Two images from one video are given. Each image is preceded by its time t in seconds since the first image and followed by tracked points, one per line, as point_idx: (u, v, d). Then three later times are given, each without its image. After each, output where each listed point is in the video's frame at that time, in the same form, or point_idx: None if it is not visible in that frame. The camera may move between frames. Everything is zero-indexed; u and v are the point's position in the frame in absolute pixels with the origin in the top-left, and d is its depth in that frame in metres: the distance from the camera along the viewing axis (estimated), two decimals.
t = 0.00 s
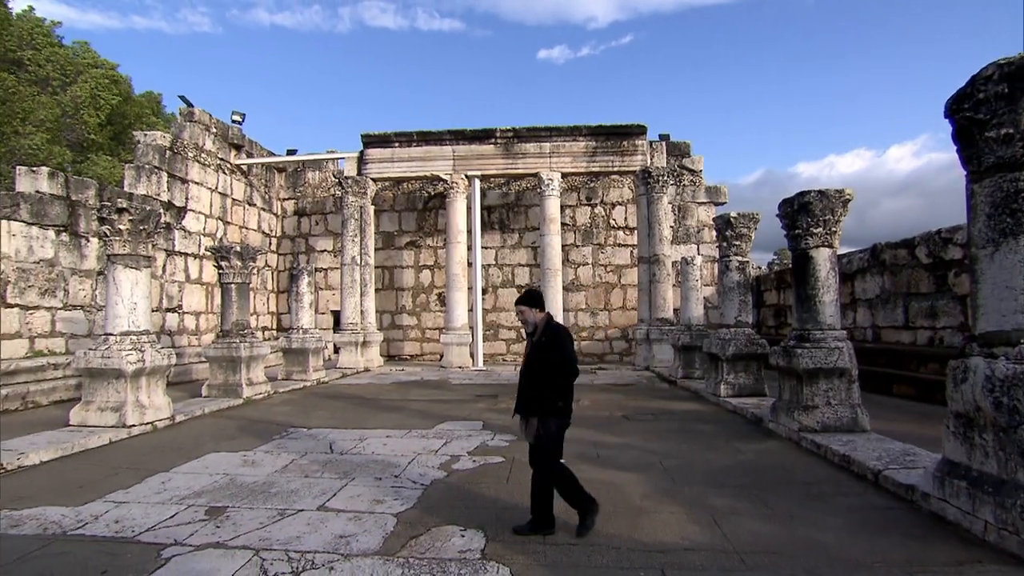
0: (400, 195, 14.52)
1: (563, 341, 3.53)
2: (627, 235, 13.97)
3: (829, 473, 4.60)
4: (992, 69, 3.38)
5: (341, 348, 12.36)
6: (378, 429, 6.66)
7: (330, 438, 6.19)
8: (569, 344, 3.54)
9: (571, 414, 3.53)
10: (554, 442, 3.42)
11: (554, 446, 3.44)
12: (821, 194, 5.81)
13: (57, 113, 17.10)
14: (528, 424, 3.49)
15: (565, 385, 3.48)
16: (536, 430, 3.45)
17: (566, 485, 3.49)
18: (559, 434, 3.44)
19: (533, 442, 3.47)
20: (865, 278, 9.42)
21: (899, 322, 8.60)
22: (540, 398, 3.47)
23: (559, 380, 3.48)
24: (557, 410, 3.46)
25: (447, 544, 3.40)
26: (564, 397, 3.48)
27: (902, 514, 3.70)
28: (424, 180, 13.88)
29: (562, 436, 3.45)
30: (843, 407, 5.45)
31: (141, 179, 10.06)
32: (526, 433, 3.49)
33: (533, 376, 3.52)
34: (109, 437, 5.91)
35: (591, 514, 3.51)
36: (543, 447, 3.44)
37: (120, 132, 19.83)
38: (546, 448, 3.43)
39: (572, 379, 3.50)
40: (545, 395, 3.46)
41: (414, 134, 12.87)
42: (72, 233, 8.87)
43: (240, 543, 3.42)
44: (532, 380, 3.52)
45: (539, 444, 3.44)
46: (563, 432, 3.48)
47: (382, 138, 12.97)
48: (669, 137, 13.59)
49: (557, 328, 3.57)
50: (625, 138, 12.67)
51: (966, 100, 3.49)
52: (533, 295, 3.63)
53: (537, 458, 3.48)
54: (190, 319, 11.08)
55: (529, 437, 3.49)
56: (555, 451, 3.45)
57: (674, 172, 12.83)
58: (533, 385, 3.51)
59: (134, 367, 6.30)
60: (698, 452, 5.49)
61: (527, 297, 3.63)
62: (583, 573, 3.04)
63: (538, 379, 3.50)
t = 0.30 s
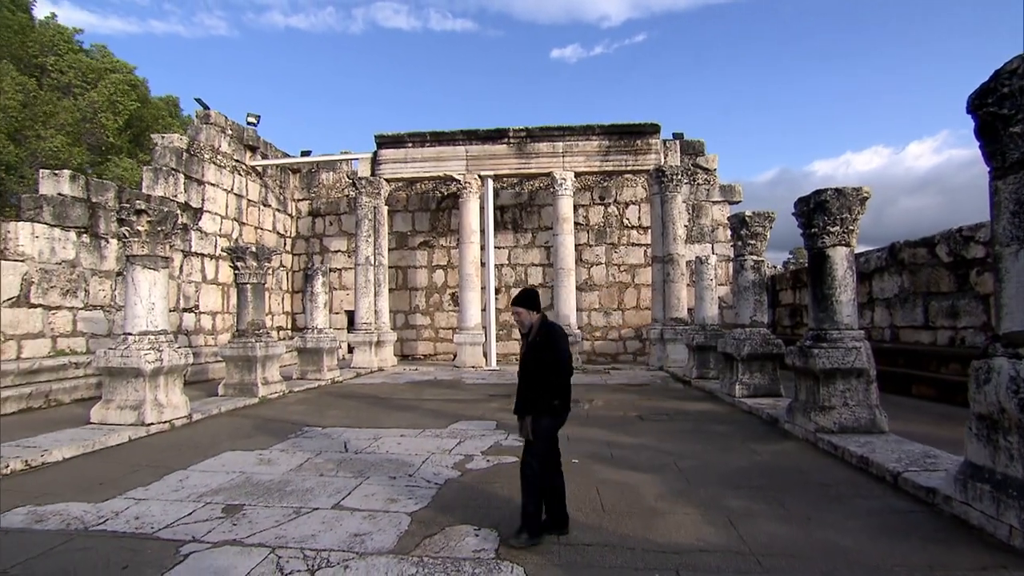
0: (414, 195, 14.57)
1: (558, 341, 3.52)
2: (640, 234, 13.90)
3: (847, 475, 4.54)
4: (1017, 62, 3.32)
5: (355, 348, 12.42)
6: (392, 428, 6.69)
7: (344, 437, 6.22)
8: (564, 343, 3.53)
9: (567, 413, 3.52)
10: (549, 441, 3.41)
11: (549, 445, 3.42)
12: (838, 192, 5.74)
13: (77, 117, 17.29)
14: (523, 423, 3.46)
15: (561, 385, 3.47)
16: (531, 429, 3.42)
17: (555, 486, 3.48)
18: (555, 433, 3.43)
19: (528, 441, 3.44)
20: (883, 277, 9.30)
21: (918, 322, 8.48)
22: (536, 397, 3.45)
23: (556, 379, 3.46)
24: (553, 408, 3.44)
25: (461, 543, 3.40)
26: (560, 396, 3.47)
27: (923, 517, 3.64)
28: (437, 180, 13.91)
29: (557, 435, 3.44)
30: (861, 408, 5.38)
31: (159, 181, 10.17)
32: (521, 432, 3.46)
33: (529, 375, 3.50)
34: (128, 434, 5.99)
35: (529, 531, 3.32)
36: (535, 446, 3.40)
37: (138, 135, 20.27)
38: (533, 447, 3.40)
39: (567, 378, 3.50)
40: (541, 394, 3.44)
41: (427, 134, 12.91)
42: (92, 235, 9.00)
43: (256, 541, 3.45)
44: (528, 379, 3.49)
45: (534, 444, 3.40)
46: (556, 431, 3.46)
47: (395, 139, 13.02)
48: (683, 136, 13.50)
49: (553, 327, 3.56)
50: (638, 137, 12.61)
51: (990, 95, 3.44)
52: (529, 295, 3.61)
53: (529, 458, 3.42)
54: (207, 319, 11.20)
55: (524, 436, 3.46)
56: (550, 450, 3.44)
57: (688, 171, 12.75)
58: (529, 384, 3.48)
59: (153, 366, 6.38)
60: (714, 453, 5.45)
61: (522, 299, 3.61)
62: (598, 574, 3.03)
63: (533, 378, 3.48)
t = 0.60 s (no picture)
0: (426, 196, 14.61)
1: (552, 346, 3.50)
2: (653, 234, 13.83)
3: (864, 477, 4.49)
4: None
5: (368, 348, 12.48)
6: (405, 428, 6.71)
7: (357, 436, 6.24)
8: (558, 349, 3.53)
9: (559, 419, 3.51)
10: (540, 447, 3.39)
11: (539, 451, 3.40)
12: (855, 190, 5.65)
13: (95, 120, 17.47)
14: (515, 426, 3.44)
15: (554, 391, 3.46)
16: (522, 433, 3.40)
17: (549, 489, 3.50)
18: (546, 439, 3.42)
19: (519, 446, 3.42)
20: (901, 276, 9.18)
21: (937, 322, 8.36)
22: (529, 402, 3.42)
23: (548, 385, 3.44)
24: (545, 415, 3.43)
25: (475, 543, 3.40)
26: (552, 401, 3.46)
27: (944, 520, 3.59)
28: (450, 180, 13.93)
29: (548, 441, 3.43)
30: (878, 409, 5.31)
31: (174, 183, 10.27)
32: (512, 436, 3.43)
33: (522, 379, 3.47)
34: (146, 433, 6.06)
35: (502, 534, 3.33)
36: (524, 451, 3.37)
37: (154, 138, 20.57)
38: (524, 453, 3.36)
39: (559, 384, 3.49)
40: (533, 399, 3.42)
41: (440, 134, 12.95)
42: (110, 236, 9.11)
43: (271, 539, 3.47)
44: (520, 383, 3.46)
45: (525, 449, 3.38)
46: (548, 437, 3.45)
47: (407, 139, 13.07)
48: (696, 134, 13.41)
49: (548, 331, 3.54)
50: (651, 136, 12.55)
51: (1013, 90, 3.39)
52: (525, 297, 3.56)
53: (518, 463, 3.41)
54: (221, 319, 11.30)
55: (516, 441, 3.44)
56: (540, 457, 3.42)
57: (701, 169, 12.66)
58: (522, 389, 3.45)
59: (169, 365, 6.44)
60: (728, 453, 5.40)
61: (516, 299, 3.55)
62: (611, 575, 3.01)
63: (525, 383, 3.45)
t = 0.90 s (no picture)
0: (439, 196, 14.64)
1: (535, 346, 3.45)
2: (667, 233, 13.75)
3: (884, 479, 4.43)
4: None
5: (382, 348, 12.54)
6: (419, 427, 6.73)
7: (372, 436, 6.27)
8: (544, 349, 3.46)
9: (546, 421, 3.44)
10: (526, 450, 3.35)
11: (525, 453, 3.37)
12: (872, 188, 5.58)
13: (114, 124, 17.73)
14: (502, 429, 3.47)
15: (536, 392, 3.40)
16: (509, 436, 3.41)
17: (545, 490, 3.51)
18: (530, 442, 3.37)
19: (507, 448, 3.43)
20: (920, 275, 9.05)
21: (958, 322, 8.22)
22: (511, 403, 3.43)
23: (529, 387, 3.40)
24: (527, 416, 3.39)
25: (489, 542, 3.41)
26: (535, 402, 3.40)
27: (966, 525, 3.52)
28: (463, 180, 13.96)
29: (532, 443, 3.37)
30: (898, 410, 5.23)
31: (191, 185, 10.37)
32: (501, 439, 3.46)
33: (508, 380, 3.49)
34: (165, 431, 6.14)
35: (513, 536, 3.28)
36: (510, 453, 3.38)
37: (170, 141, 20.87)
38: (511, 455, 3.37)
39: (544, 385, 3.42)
40: (515, 401, 3.42)
41: (453, 135, 12.99)
42: (129, 238, 9.24)
43: (287, 537, 3.50)
44: (506, 385, 3.48)
45: (511, 452, 3.38)
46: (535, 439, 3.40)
47: (420, 140, 13.12)
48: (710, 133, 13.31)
49: (533, 331, 3.51)
50: (665, 135, 12.48)
51: None
52: (516, 296, 3.57)
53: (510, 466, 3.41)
54: (237, 319, 11.42)
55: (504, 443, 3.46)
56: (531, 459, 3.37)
57: (716, 168, 12.56)
58: (508, 391, 3.47)
59: (186, 364, 6.52)
60: (744, 454, 5.36)
61: (507, 300, 3.58)
62: None
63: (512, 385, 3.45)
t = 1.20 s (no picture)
0: (451, 196, 14.67)
1: (527, 345, 3.46)
2: (680, 233, 13.67)
3: (902, 481, 4.37)
4: None
5: (394, 347, 12.58)
6: (432, 427, 6.74)
7: (385, 435, 6.30)
8: (537, 349, 3.47)
9: (542, 420, 3.44)
10: (524, 450, 3.37)
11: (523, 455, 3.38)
12: (889, 186, 5.51)
13: (130, 127, 17.99)
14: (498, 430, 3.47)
15: (531, 392, 3.39)
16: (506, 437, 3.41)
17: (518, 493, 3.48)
18: (529, 442, 3.38)
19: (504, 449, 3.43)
20: (939, 274, 8.92)
21: (978, 322, 8.10)
22: (504, 404, 3.42)
23: (522, 387, 3.40)
24: (523, 417, 3.38)
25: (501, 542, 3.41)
26: (530, 403, 3.39)
27: (987, 528, 3.47)
28: (475, 180, 13.98)
29: (529, 443, 3.38)
30: (916, 411, 5.16)
31: (206, 186, 10.47)
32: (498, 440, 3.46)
33: (502, 380, 3.50)
34: (181, 429, 6.21)
35: (525, 536, 3.29)
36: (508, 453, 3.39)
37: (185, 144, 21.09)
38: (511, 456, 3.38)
39: (538, 386, 3.41)
40: (509, 402, 3.41)
41: (464, 135, 13.02)
42: (145, 239, 9.35)
43: (301, 535, 3.52)
44: (501, 385, 3.49)
45: (511, 453, 3.39)
46: (532, 439, 3.40)
47: (432, 140, 13.16)
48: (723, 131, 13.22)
49: (526, 331, 3.52)
50: (677, 133, 12.42)
51: None
52: (509, 296, 3.60)
53: (510, 468, 3.40)
54: (251, 319, 11.52)
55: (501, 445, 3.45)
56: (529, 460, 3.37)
57: (729, 167, 12.48)
58: (502, 392, 3.47)
59: (202, 364, 6.59)
60: (758, 455, 5.31)
61: (500, 300, 3.63)
62: None
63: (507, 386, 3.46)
